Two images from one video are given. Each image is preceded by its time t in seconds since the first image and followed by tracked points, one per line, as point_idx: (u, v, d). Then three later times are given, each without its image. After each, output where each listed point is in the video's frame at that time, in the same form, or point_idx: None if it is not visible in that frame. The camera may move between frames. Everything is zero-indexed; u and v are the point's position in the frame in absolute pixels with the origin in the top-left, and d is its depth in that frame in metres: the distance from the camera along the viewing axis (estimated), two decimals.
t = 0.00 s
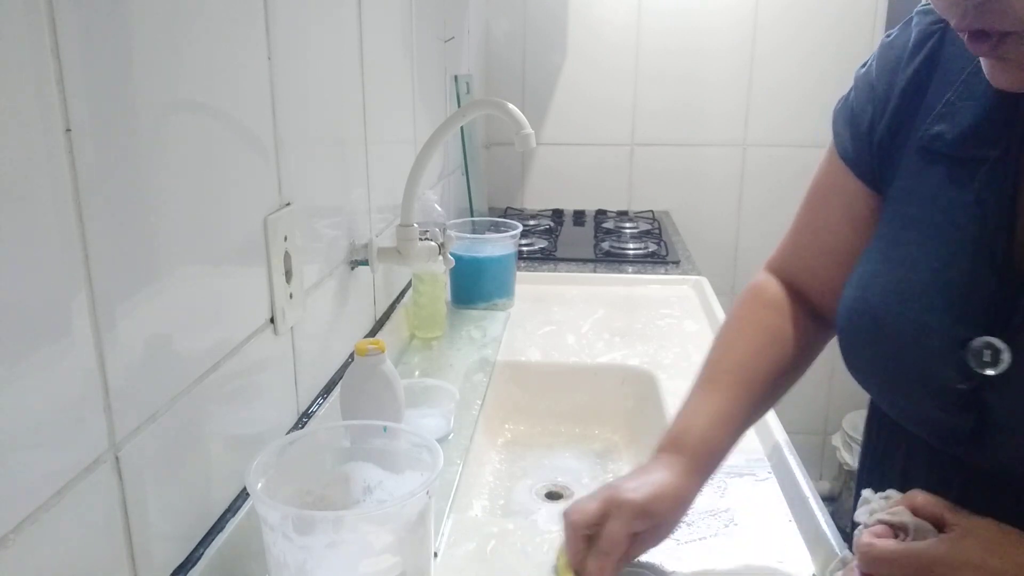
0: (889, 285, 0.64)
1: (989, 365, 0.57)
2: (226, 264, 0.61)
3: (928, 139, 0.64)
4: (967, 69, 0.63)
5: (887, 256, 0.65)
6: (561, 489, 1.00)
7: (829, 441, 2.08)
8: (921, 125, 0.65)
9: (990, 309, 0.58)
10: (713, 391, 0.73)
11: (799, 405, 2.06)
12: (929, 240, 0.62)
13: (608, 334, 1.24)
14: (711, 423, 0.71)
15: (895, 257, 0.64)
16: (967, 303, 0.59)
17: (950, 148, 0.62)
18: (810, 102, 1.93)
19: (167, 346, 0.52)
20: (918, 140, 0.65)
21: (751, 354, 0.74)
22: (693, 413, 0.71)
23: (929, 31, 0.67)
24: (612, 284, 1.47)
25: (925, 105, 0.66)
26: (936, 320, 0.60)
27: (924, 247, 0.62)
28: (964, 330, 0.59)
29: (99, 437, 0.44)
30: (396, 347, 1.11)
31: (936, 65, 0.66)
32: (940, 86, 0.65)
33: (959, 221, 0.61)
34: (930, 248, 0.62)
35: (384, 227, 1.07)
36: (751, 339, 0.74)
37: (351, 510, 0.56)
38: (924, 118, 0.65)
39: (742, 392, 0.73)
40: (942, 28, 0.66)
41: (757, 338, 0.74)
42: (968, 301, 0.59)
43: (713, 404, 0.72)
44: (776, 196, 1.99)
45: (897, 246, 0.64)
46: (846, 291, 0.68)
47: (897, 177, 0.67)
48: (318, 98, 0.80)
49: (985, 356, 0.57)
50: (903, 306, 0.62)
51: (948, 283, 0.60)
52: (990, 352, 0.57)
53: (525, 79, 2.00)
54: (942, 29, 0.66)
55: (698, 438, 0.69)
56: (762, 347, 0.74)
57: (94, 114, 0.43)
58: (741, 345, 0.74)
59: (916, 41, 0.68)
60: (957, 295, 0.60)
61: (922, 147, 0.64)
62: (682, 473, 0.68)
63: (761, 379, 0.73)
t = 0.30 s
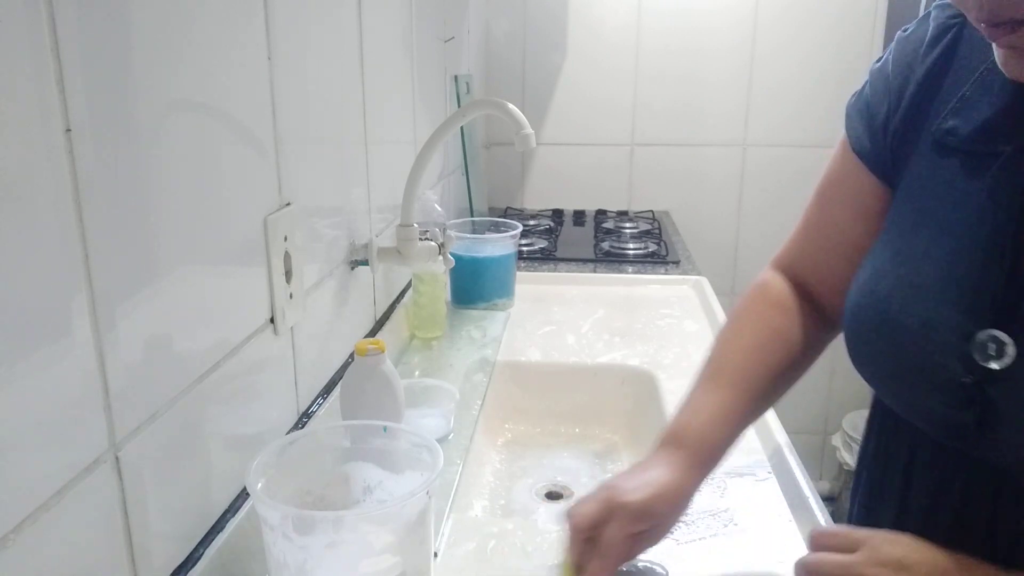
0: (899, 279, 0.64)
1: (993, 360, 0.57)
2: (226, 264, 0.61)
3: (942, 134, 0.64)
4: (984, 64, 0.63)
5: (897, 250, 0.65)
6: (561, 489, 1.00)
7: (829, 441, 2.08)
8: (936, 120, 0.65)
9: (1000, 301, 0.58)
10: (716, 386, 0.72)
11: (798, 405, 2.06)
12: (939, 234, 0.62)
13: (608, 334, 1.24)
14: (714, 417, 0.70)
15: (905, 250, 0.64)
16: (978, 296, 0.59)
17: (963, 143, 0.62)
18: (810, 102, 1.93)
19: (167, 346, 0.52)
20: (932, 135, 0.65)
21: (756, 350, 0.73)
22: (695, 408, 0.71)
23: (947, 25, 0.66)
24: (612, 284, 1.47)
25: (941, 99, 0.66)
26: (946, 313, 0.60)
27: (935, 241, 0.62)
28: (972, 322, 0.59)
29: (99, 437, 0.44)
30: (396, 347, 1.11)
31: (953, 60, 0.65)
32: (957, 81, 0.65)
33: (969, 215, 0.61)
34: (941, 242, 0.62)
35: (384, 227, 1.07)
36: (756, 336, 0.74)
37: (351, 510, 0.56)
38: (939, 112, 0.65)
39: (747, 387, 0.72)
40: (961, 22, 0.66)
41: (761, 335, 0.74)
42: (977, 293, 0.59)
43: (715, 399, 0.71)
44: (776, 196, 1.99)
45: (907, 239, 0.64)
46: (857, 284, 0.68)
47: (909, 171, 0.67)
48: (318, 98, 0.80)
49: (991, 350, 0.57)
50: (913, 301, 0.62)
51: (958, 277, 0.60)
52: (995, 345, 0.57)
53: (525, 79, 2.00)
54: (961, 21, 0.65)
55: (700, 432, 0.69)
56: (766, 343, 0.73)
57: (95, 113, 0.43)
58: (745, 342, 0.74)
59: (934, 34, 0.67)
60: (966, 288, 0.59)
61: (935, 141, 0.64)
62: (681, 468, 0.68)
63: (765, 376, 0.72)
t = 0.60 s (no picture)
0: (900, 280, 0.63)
1: (991, 360, 0.56)
2: (226, 264, 0.61)
3: (946, 135, 0.63)
4: (991, 65, 0.62)
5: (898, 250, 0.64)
6: (561, 489, 1.00)
7: (829, 441, 2.08)
8: (940, 121, 0.65)
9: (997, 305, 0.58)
10: (705, 387, 0.69)
11: (798, 405, 2.05)
12: (940, 235, 0.62)
13: (608, 334, 1.24)
14: (703, 420, 0.67)
15: (906, 251, 0.63)
16: (977, 299, 0.59)
17: (966, 143, 0.61)
18: (810, 102, 1.93)
19: (167, 346, 0.52)
20: (935, 135, 0.64)
21: (746, 353, 0.70)
22: (684, 409, 0.68)
23: (954, 27, 0.66)
24: (612, 284, 1.47)
25: (945, 100, 0.65)
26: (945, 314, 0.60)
27: (935, 243, 0.62)
28: (971, 324, 0.58)
29: (99, 437, 0.44)
30: (396, 347, 1.11)
31: (959, 61, 0.65)
32: (961, 82, 0.64)
33: (971, 216, 0.60)
34: (942, 244, 0.61)
35: (384, 227, 1.07)
36: (747, 336, 0.71)
37: (351, 510, 0.56)
38: (944, 113, 0.65)
39: (738, 387, 0.69)
40: (968, 24, 0.65)
41: (751, 338, 0.71)
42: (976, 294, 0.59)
43: (704, 401, 0.68)
44: (776, 196, 1.99)
45: (908, 241, 0.63)
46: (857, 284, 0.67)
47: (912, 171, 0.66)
48: (319, 99, 0.80)
49: (987, 350, 0.57)
50: (912, 302, 0.62)
51: (959, 278, 0.60)
52: (992, 346, 0.56)
53: (525, 79, 2.00)
54: (968, 23, 0.65)
55: (689, 434, 0.66)
56: (754, 345, 0.71)
57: (94, 112, 0.43)
58: (732, 343, 0.71)
59: (941, 36, 0.67)
60: (965, 289, 0.59)
61: (938, 141, 0.64)
62: (668, 471, 0.64)
63: (752, 379, 0.69)
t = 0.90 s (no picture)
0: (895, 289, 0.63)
1: (980, 368, 0.56)
2: (226, 264, 0.61)
3: (937, 145, 0.63)
4: (978, 75, 0.63)
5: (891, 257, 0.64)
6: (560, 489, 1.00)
7: (829, 441, 2.08)
8: (931, 132, 0.65)
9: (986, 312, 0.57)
10: (659, 405, 0.64)
11: (799, 405, 2.05)
12: (934, 242, 0.61)
13: (608, 334, 1.24)
14: (650, 442, 0.62)
15: (901, 259, 0.63)
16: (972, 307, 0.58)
17: (958, 153, 0.61)
18: (810, 102, 1.93)
19: (167, 346, 0.52)
20: (926, 146, 0.64)
21: (705, 367, 0.66)
22: (631, 431, 0.63)
23: (939, 39, 0.66)
24: (612, 284, 1.47)
25: (935, 111, 0.65)
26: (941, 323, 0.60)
27: (929, 249, 0.61)
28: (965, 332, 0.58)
29: (99, 437, 0.44)
30: (396, 347, 1.11)
31: (946, 73, 0.65)
32: (950, 94, 0.65)
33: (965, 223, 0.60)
34: (937, 251, 0.61)
35: (384, 228, 1.07)
36: (706, 353, 0.67)
37: (351, 510, 0.56)
38: (934, 124, 0.65)
39: (694, 407, 0.65)
40: (954, 36, 0.66)
41: (714, 352, 0.67)
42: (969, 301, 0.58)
43: (655, 422, 0.63)
44: (776, 196, 1.99)
45: (901, 249, 0.64)
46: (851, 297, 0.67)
47: (904, 183, 0.66)
48: (318, 98, 0.80)
49: (977, 358, 0.56)
50: (909, 310, 0.62)
51: (955, 284, 0.59)
52: (981, 352, 0.56)
53: (525, 79, 2.00)
54: (953, 36, 0.66)
55: (631, 459, 0.61)
56: (713, 363, 0.67)
57: (97, 113, 0.43)
58: (693, 357, 0.67)
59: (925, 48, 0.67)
60: (959, 295, 0.59)
61: (929, 153, 0.64)
62: (605, 497, 0.59)
63: (708, 397, 0.65)
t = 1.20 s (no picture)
0: (890, 314, 0.61)
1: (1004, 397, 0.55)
2: (226, 264, 0.61)
3: (919, 159, 0.61)
4: (954, 86, 0.61)
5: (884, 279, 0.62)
6: (560, 489, 1.00)
7: (829, 441, 2.08)
8: (910, 147, 0.63)
9: (999, 333, 0.56)
10: (677, 447, 0.61)
11: (799, 405, 2.05)
12: (929, 263, 0.60)
13: (608, 334, 1.24)
14: (677, 486, 0.59)
15: (895, 281, 0.61)
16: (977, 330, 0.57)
17: (944, 165, 0.59)
18: (810, 102, 1.93)
19: (167, 346, 0.52)
20: (908, 162, 0.62)
21: (719, 404, 0.64)
22: (651, 476, 0.59)
23: (905, 50, 0.65)
24: (612, 284, 1.48)
25: (914, 124, 0.63)
26: (944, 347, 0.58)
27: (923, 270, 0.60)
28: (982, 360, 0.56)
29: (99, 436, 0.44)
30: (396, 347, 1.11)
31: (919, 84, 0.64)
32: (926, 105, 0.63)
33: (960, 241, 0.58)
34: (931, 272, 0.59)
35: (384, 227, 1.07)
36: (718, 390, 0.64)
37: (351, 509, 0.56)
38: (913, 138, 0.63)
39: (714, 448, 0.62)
40: (923, 46, 0.64)
41: (722, 387, 0.65)
42: (972, 322, 0.57)
43: (677, 464, 0.60)
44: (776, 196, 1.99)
45: (895, 271, 0.62)
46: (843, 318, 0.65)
47: (889, 203, 0.64)
48: (318, 98, 0.80)
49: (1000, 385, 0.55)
50: (908, 335, 0.60)
51: (955, 306, 0.58)
52: (1006, 380, 0.55)
53: (525, 79, 2.00)
54: (920, 47, 0.64)
55: (661, 505, 0.57)
56: (726, 400, 0.64)
57: (97, 115, 0.43)
58: (704, 396, 0.64)
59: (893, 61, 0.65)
60: (959, 318, 0.57)
61: (913, 166, 0.62)
62: (638, 546, 0.55)
63: (728, 434, 0.63)
